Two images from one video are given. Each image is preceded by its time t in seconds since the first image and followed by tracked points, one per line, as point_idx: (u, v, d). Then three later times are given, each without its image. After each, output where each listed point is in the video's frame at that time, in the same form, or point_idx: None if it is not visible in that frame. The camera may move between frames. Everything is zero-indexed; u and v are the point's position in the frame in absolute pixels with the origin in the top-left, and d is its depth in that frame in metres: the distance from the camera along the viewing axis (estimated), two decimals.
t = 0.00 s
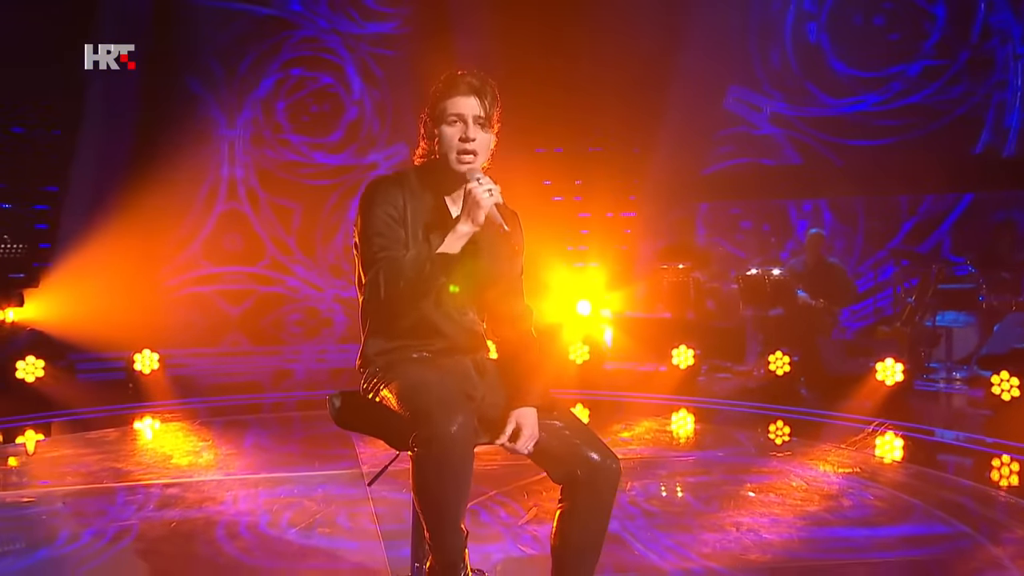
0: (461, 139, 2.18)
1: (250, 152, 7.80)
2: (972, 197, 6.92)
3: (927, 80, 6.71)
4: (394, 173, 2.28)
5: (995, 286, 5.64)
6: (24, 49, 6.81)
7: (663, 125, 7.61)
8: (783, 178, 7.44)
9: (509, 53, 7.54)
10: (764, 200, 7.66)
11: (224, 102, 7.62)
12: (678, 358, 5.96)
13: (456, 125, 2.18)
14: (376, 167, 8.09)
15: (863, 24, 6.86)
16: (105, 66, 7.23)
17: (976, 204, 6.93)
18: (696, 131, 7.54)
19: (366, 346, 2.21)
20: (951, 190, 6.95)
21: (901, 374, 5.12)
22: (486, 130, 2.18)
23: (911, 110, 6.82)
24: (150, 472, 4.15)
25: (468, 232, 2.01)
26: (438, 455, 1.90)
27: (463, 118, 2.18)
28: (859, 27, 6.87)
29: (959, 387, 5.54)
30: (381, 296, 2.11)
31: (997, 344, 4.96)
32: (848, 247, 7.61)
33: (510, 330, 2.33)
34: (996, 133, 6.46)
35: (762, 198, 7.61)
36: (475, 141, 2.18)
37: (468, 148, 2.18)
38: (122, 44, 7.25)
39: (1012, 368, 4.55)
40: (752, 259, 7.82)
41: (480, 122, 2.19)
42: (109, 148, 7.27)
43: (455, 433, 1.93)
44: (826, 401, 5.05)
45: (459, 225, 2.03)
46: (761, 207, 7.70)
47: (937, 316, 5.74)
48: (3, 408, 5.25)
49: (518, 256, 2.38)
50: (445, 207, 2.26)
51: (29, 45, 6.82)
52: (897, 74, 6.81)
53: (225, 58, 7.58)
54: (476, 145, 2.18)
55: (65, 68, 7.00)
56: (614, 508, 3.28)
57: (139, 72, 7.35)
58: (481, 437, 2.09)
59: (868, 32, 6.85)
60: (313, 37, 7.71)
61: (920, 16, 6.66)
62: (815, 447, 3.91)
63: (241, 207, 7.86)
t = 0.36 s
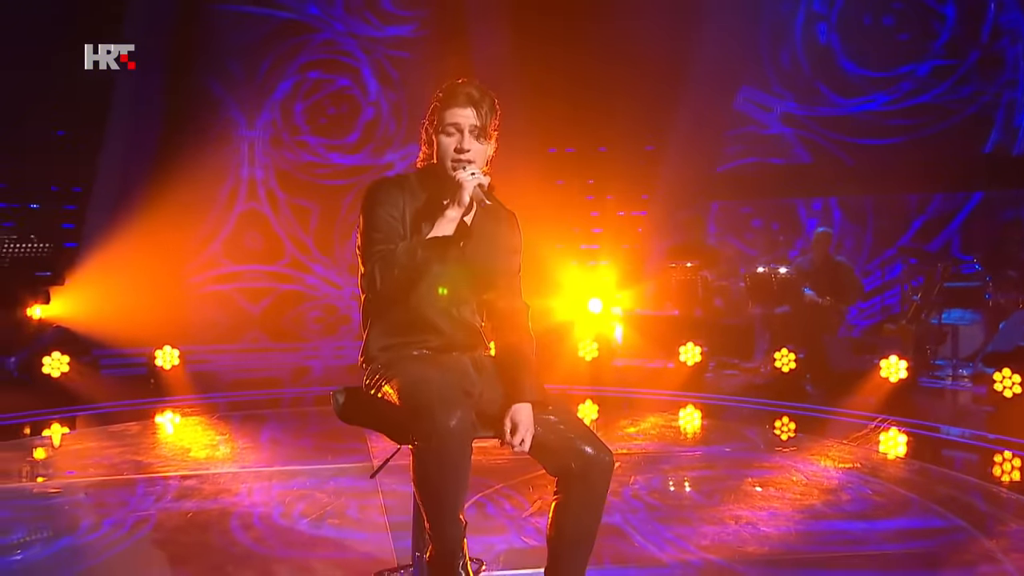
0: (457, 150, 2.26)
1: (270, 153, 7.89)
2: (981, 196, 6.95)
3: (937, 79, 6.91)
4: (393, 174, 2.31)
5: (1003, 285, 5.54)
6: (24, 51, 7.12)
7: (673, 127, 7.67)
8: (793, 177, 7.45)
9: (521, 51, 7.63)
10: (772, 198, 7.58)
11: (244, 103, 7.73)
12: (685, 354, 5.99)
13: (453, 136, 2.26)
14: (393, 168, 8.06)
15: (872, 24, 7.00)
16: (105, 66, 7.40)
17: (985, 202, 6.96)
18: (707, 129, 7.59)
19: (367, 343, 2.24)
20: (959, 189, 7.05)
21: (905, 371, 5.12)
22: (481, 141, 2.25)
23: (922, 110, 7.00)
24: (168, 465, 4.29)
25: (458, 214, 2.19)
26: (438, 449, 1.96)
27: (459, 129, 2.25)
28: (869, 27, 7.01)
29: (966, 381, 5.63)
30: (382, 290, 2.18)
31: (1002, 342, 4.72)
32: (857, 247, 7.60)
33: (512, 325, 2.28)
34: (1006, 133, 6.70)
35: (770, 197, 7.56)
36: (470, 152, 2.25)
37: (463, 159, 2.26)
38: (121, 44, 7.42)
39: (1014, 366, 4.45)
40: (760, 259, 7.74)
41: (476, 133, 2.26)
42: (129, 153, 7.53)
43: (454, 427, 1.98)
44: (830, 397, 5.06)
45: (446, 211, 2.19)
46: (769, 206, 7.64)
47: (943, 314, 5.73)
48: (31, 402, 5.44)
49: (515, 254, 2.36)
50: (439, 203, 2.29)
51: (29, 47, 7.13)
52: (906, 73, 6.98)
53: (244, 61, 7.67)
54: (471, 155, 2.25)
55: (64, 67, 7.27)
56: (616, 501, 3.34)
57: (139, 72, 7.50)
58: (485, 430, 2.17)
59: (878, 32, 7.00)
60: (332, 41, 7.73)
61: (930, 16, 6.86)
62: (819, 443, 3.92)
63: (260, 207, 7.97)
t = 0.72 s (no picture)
0: (451, 155, 2.31)
1: (287, 154, 7.99)
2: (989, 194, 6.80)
3: (946, 78, 6.84)
4: (394, 177, 2.40)
5: (1010, 283, 5.52)
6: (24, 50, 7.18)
7: (683, 127, 7.80)
8: (798, 176, 7.41)
9: (534, 53, 7.85)
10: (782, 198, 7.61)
11: (261, 106, 7.85)
12: (690, 351, 5.84)
13: (449, 142, 2.31)
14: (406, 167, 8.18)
15: (881, 25, 6.97)
16: (105, 65, 7.54)
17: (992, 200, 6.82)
18: (716, 131, 7.68)
19: (368, 341, 2.30)
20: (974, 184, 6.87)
21: (907, 367, 4.97)
22: (474, 148, 2.29)
23: (930, 109, 6.91)
24: (185, 457, 4.43)
25: (449, 215, 2.22)
26: (433, 442, 1.97)
27: (455, 135, 2.31)
28: (877, 27, 6.98)
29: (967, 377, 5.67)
30: (375, 289, 2.27)
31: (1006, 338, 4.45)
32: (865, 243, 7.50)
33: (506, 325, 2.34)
34: (1014, 130, 6.60)
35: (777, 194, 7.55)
36: (463, 157, 2.30)
37: (457, 164, 2.30)
38: (121, 44, 7.46)
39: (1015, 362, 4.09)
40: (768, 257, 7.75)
41: (470, 139, 2.30)
42: (151, 156, 7.81)
43: (447, 421, 1.99)
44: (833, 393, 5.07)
45: (438, 212, 2.23)
46: (780, 207, 7.67)
47: (946, 311, 5.66)
48: (56, 396, 5.62)
49: (510, 256, 2.42)
50: (435, 203, 2.34)
51: (31, 43, 7.17)
52: (915, 72, 6.91)
53: (262, 64, 7.79)
54: (464, 160, 2.30)
55: (63, 64, 7.37)
56: (616, 493, 3.41)
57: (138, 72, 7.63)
58: (482, 424, 2.19)
59: (887, 32, 6.97)
60: (347, 43, 7.81)
61: (941, 17, 6.80)
62: (822, 438, 3.94)
63: (277, 206, 8.11)
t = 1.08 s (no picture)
0: (454, 158, 2.37)
1: (306, 154, 8.12)
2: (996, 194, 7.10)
3: (956, 77, 7.08)
4: (397, 179, 2.46)
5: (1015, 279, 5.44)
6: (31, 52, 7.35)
7: (698, 125, 7.93)
8: (814, 176, 7.64)
9: (550, 54, 7.97)
10: (793, 197, 7.84)
11: (281, 108, 8.01)
12: (699, 348, 6.06)
13: (451, 145, 2.37)
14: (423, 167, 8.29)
15: (892, 25, 7.19)
16: (106, 65, 7.71)
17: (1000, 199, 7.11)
18: (731, 130, 7.81)
19: (374, 336, 2.38)
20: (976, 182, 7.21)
21: (911, 364, 5.26)
22: (477, 152, 2.34)
23: (939, 108, 7.16)
24: (205, 449, 4.58)
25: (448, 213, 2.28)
26: (432, 434, 2.05)
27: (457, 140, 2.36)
28: (888, 27, 7.20)
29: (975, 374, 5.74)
30: (379, 284, 2.29)
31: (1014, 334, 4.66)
32: (872, 243, 7.77)
33: (507, 323, 2.44)
34: None
35: (792, 194, 7.78)
36: (465, 160, 2.35)
37: (459, 167, 2.35)
38: (121, 44, 7.66)
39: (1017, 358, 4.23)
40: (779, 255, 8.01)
41: (473, 145, 2.36)
42: (172, 157, 7.90)
43: (445, 415, 2.05)
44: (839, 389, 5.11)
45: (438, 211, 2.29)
46: (791, 205, 7.90)
47: (954, 308, 5.80)
48: (82, 389, 5.81)
49: (510, 256, 2.51)
50: (436, 202, 2.40)
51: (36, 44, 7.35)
52: (926, 72, 7.14)
53: (282, 66, 7.94)
54: (467, 163, 2.34)
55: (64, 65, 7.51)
56: (620, 485, 3.48)
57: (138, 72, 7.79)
58: (482, 417, 2.28)
59: (899, 32, 7.18)
60: (366, 45, 7.96)
61: (951, 16, 7.03)
62: (827, 433, 3.97)
63: (296, 204, 8.22)
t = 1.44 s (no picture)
0: (455, 162, 2.44)
1: (324, 154, 8.21)
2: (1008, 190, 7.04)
3: (967, 76, 7.21)
4: (402, 182, 2.56)
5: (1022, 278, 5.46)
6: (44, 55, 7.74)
7: (713, 121, 8.02)
8: (826, 174, 7.81)
9: (563, 55, 8.07)
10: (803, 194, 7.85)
11: (300, 110, 8.14)
12: (707, 344, 6.06)
13: (453, 150, 2.43)
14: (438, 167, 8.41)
15: (903, 25, 7.35)
16: (105, 64, 7.96)
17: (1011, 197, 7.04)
18: (744, 125, 7.98)
19: (380, 332, 2.46)
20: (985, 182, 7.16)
21: (917, 360, 5.27)
22: (477, 157, 2.41)
23: (949, 107, 7.33)
24: (223, 441, 4.72)
25: (450, 213, 2.34)
26: (434, 425, 2.13)
27: (459, 145, 2.42)
28: (900, 27, 7.36)
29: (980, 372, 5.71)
30: (383, 282, 2.39)
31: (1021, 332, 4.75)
32: (882, 243, 7.69)
33: (509, 320, 2.52)
34: None
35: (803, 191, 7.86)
36: (466, 164, 2.42)
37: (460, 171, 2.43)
38: (121, 44, 7.88)
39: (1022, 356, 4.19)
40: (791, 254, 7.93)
41: (474, 149, 2.42)
42: (195, 159, 8.06)
43: (447, 406, 2.13)
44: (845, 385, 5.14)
45: (441, 211, 2.35)
46: (803, 203, 7.88)
47: (961, 306, 5.74)
48: (108, 383, 6.00)
49: (511, 256, 2.59)
50: (439, 203, 2.48)
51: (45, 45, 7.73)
52: (936, 72, 7.31)
53: (301, 69, 8.07)
54: (467, 167, 2.42)
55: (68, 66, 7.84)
56: (624, 478, 3.55)
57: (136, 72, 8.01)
58: (483, 410, 2.35)
59: (910, 32, 7.34)
60: (383, 47, 8.07)
61: (961, 16, 7.17)
62: (831, 429, 4.01)
63: (316, 205, 8.28)
